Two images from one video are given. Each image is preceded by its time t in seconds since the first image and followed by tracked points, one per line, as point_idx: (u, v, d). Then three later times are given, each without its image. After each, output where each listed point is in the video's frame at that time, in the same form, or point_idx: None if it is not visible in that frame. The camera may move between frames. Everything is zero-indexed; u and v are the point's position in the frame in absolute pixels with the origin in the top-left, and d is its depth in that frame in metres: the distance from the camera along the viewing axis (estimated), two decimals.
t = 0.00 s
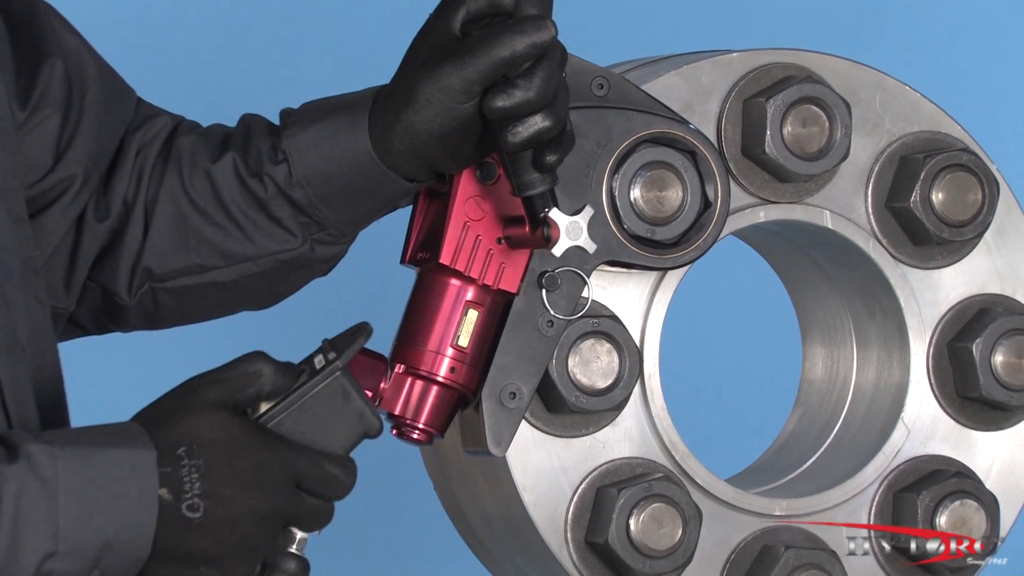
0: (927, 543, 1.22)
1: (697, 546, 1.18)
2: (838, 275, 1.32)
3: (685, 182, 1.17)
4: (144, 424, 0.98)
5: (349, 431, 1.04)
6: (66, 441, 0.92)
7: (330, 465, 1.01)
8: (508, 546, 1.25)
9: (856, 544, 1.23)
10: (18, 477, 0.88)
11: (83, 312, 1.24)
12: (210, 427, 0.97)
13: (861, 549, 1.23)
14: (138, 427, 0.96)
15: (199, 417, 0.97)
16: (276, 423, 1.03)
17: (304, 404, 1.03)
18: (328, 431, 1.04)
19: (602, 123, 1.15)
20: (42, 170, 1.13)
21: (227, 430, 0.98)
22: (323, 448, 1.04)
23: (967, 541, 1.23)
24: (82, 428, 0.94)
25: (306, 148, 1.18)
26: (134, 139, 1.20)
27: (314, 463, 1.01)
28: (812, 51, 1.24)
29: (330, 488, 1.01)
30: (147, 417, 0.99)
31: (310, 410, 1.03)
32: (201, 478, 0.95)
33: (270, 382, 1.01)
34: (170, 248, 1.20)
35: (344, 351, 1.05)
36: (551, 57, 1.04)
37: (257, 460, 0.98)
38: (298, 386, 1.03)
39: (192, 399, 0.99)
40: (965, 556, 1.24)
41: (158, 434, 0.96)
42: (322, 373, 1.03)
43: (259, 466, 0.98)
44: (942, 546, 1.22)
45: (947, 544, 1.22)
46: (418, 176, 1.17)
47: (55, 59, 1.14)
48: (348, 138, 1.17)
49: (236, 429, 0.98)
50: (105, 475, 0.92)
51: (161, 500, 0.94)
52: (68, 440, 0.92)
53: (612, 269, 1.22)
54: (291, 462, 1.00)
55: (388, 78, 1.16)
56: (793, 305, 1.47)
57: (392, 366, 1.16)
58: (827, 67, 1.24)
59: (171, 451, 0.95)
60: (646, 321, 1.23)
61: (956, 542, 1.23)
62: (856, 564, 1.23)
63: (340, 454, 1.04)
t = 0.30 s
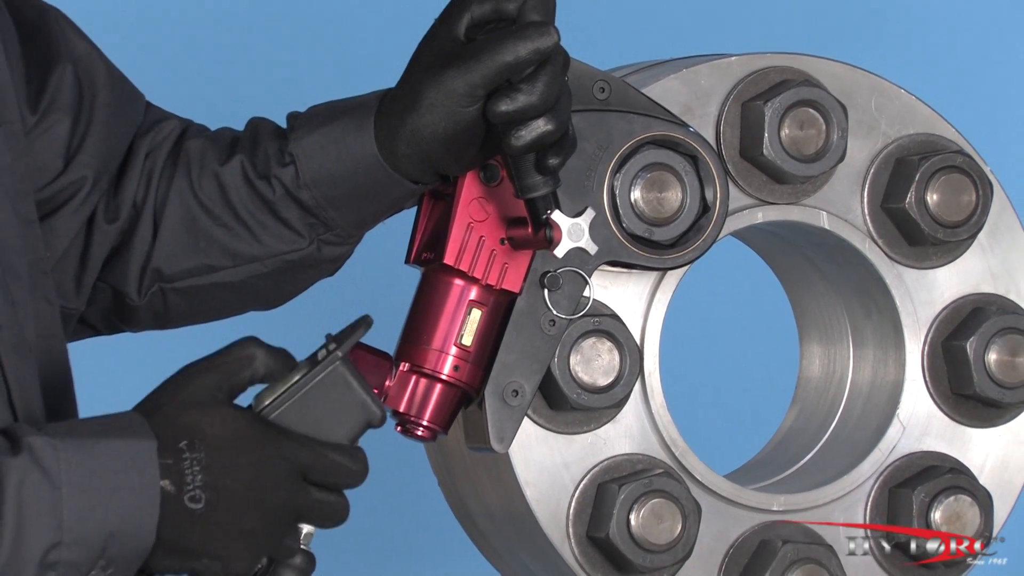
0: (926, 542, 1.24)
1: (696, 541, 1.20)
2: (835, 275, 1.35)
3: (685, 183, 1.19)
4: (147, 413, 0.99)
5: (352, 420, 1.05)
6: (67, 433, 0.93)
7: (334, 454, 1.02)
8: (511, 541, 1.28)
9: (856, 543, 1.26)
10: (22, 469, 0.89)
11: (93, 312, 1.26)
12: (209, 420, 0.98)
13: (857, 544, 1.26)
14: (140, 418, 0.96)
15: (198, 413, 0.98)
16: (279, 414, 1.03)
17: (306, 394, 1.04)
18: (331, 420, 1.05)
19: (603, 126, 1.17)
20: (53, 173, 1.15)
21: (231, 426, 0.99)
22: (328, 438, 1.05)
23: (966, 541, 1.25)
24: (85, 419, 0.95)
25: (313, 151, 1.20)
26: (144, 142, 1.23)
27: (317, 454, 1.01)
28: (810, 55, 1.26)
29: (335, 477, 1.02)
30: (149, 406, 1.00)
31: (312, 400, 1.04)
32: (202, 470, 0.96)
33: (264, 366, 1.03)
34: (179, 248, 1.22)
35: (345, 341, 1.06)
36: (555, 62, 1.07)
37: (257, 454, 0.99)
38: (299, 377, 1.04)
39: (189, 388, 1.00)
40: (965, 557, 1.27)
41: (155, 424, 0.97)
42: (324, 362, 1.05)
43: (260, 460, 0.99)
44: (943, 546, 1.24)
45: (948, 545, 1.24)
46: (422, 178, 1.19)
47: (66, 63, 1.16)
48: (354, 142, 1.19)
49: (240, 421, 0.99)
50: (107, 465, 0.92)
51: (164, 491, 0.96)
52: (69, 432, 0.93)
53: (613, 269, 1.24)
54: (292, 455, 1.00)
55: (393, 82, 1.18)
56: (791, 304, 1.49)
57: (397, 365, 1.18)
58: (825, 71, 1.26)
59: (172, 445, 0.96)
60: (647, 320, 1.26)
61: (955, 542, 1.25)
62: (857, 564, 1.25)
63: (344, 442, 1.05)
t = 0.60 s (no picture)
0: (925, 542, 1.26)
1: (694, 536, 1.23)
2: (830, 275, 1.37)
3: (683, 186, 1.21)
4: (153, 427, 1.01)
5: (355, 439, 1.07)
6: (75, 442, 0.95)
7: (336, 470, 1.04)
8: (513, 536, 1.30)
9: (856, 544, 1.28)
10: (32, 478, 0.90)
11: (102, 312, 1.28)
12: (216, 434, 1.00)
13: (853, 540, 1.28)
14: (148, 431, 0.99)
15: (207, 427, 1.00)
16: (284, 431, 1.06)
17: (310, 412, 1.06)
18: (335, 439, 1.07)
19: (604, 129, 1.19)
20: (62, 176, 1.18)
21: (238, 441, 1.01)
22: (331, 455, 1.07)
23: (968, 541, 1.28)
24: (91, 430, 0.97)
25: (318, 154, 1.22)
26: (151, 145, 1.25)
27: (319, 468, 1.03)
28: (806, 60, 1.28)
29: (337, 492, 1.03)
30: (159, 416, 1.02)
31: (316, 419, 1.06)
32: (206, 482, 0.98)
33: (272, 386, 1.05)
34: (186, 249, 1.24)
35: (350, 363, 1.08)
36: (556, 66, 1.09)
37: (262, 467, 1.01)
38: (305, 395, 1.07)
39: (198, 404, 1.01)
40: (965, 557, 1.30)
41: (163, 436, 1.00)
42: (328, 382, 1.06)
43: (263, 475, 1.00)
44: (943, 546, 1.27)
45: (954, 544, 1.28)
46: (426, 181, 1.21)
47: (75, 68, 1.19)
48: (358, 144, 1.21)
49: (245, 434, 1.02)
50: (114, 476, 0.94)
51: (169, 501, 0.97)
52: (78, 441, 0.95)
53: (613, 270, 1.27)
54: (295, 469, 1.02)
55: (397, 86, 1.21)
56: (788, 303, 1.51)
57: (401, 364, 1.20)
58: (821, 74, 1.28)
59: (178, 455, 0.98)
60: (646, 320, 1.28)
61: (956, 542, 1.27)
62: (856, 564, 1.28)
63: (346, 461, 1.07)
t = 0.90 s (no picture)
0: (925, 542, 1.29)
1: (692, 532, 1.25)
2: (826, 276, 1.39)
3: (681, 188, 1.23)
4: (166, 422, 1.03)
5: (361, 425, 1.11)
6: (91, 437, 0.97)
7: (346, 455, 1.06)
8: (514, 532, 1.32)
9: (856, 544, 1.30)
10: (52, 472, 0.92)
11: (110, 312, 1.31)
12: (225, 426, 1.03)
13: (848, 536, 1.30)
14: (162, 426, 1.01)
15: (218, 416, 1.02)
16: (292, 420, 1.09)
17: (316, 400, 1.09)
18: (341, 425, 1.10)
19: (603, 132, 1.21)
20: (73, 178, 1.20)
21: (247, 430, 1.03)
22: (338, 442, 1.10)
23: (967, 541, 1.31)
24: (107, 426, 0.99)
25: (323, 157, 1.25)
26: (160, 149, 1.27)
27: (331, 455, 1.06)
28: (802, 64, 1.31)
29: (346, 478, 1.06)
30: (170, 414, 1.04)
31: (323, 406, 1.10)
32: (220, 472, 1.01)
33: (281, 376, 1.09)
34: (194, 251, 1.27)
35: (352, 351, 1.12)
36: (556, 71, 1.11)
37: (273, 454, 1.03)
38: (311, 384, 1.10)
39: (210, 399, 1.05)
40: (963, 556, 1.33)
41: (177, 430, 1.02)
42: (333, 370, 1.10)
43: (276, 460, 1.03)
44: (943, 546, 1.29)
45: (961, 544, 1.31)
46: (428, 183, 1.24)
47: (86, 72, 1.21)
48: (362, 147, 1.24)
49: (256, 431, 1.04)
50: (130, 468, 0.96)
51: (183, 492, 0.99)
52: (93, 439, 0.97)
53: (612, 270, 1.29)
54: (307, 455, 1.05)
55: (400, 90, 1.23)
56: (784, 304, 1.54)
57: (405, 363, 1.22)
58: (816, 78, 1.31)
59: (192, 448, 1.01)
60: (645, 319, 1.30)
61: (956, 542, 1.29)
62: (855, 564, 1.30)
63: (354, 446, 1.10)
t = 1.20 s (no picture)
0: (924, 541, 1.31)
1: (690, 527, 1.28)
2: (820, 276, 1.42)
3: (679, 190, 1.26)
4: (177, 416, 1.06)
5: (366, 414, 1.13)
6: (104, 429, 0.99)
7: (349, 444, 1.09)
8: (515, 527, 1.35)
9: (856, 544, 1.32)
10: (66, 464, 0.95)
11: (118, 312, 1.33)
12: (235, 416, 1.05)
13: (841, 531, 1.33)
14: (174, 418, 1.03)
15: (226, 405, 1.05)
16: (298, 409, 1.12)
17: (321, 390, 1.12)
18: (346, 414, 1.13)
19: (602, 135, 1.24)
20: (85, 180, 1.23)
21: (254, 416, 1.06)
22: (343, 430, 1.13)
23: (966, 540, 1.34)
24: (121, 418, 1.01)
25: (327, 159, 1.27)
26: (168, 153, 1.30)
27: (336, 444, 1.08)
28: (797, 68, 1.33)
29: (350, 465, 1.08)
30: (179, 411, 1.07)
31: (328, 395, 1.13)
32: (230, 460, 1.03)
33: (289, 373, 1.12)
34: (201, 252, 1.29)
35: (357, 341, 1.15)
36: (555, 75, 1.14)
37: (281, 443, 1.05)
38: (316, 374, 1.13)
39: (218, 391, 1.07)
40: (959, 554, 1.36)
41: (187, 422, 1.04)
42: (337, 360, 1.13)
43: (283, 448, 1.05)
44: (943, 546, 1.33)
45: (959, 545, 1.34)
46: (430, 185, 1.26)
47: (98, 77, 1.23)
48: (366, 150, 1.26)
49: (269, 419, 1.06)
50: (143, 459, 0.98)
51: (195, 482, 1.02)
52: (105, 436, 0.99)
53: (610, 270, 1.31)
54: (313, 444, 1.07)
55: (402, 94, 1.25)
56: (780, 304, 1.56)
57: (407, 361, 1.25)
58: (811, 82, 1.33)
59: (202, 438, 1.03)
60: (643, 319, 1.33)
61: (956, 541, 1.32)
62: (855, 563, 1.32)
63: (358, 435, 1.13)
